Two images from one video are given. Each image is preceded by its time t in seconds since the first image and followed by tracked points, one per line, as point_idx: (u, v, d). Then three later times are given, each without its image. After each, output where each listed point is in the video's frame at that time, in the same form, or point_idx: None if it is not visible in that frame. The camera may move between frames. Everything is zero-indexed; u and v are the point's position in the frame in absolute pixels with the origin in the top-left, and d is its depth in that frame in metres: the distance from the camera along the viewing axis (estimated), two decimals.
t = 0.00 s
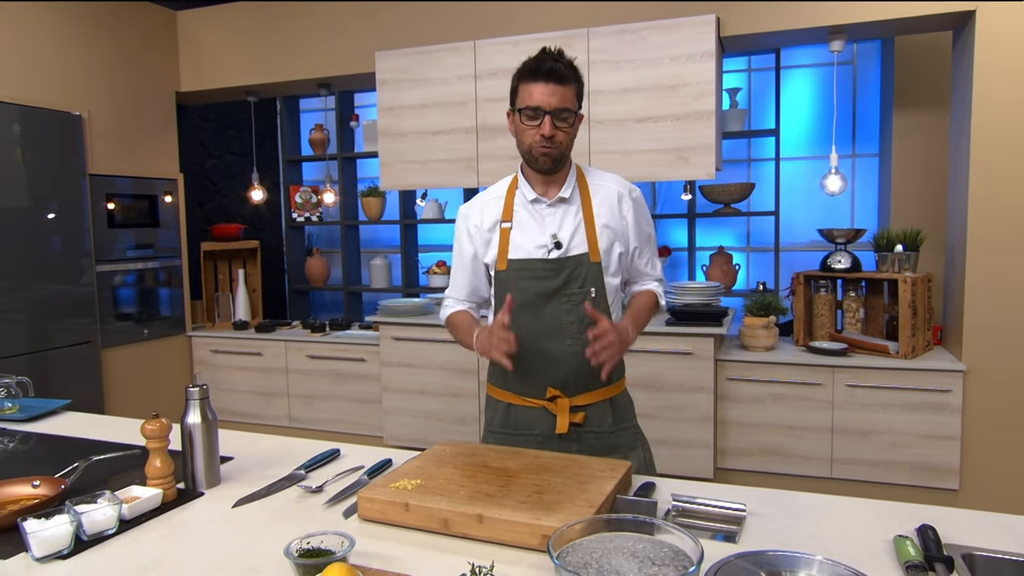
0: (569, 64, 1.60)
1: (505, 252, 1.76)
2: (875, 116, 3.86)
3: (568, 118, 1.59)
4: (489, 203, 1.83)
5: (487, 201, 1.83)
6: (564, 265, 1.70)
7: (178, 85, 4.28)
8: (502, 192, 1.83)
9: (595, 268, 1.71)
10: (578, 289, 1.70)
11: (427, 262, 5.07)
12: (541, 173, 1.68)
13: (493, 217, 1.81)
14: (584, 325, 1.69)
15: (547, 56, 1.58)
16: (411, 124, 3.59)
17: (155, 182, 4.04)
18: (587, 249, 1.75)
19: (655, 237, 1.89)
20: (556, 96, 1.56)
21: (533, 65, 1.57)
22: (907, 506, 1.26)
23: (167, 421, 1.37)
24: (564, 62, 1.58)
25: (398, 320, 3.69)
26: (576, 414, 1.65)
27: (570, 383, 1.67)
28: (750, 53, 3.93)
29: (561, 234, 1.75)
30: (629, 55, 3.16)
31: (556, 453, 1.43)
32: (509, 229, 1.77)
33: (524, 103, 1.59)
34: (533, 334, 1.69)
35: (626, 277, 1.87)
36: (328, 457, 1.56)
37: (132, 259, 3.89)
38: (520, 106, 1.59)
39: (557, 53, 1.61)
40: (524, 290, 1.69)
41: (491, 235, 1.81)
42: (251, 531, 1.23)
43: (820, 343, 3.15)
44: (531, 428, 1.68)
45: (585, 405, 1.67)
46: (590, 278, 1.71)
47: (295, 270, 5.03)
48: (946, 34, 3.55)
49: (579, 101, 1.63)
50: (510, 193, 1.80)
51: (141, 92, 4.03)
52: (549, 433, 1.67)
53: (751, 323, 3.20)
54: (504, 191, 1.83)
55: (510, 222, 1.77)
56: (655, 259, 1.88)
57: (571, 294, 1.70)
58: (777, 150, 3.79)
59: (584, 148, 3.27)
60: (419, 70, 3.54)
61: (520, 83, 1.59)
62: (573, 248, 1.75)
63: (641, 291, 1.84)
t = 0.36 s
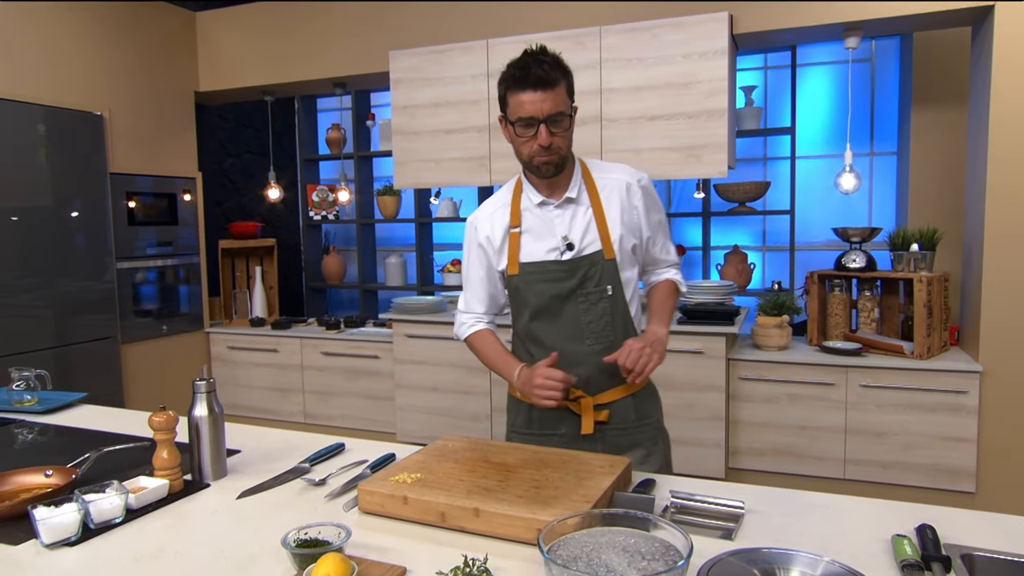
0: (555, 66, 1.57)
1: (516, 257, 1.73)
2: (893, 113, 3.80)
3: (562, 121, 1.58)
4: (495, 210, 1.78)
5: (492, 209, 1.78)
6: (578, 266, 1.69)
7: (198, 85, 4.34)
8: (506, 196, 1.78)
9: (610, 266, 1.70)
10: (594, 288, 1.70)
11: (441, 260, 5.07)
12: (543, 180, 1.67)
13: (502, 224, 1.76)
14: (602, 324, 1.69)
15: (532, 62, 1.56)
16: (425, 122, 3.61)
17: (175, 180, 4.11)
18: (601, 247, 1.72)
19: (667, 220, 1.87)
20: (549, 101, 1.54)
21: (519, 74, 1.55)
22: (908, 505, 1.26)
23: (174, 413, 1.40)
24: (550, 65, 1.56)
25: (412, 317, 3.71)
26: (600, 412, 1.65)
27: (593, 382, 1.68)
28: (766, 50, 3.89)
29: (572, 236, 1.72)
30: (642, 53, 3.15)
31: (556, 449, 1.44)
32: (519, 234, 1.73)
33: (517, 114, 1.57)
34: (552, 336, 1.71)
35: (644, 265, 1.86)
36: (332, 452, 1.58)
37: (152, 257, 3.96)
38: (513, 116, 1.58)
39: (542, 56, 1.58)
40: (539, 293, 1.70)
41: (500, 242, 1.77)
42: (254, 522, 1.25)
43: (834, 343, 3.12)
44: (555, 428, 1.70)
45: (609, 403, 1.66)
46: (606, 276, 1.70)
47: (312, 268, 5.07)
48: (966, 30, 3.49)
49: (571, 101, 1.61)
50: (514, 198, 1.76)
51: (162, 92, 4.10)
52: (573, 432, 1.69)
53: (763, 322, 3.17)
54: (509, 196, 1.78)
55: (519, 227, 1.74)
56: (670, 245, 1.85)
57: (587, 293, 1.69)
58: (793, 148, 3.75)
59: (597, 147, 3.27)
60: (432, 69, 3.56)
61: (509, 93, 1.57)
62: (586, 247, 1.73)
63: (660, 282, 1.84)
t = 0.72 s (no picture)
0: (625, 61, 1.39)
1: (585, 264, 1.55)
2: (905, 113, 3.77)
3: (631, 124, 1.39)
4: (563, 213, 1.60)
5: (560, 211, 1.61)
6: (653, 277, 1.52)
7: (211, 85, 4.40)
8: (574, 198, 1.61)
9: (688, 277, 1.52)
10: (669, 300, 1.52)
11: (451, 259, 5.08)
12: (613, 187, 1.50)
13: (570, 228, 1.59)
14: (678, 339, 1.52)
15: (596, 59, 1.39)
16: (433, 122, 3.64)
17: (188, 179, 4.16)
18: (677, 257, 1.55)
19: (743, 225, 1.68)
20: (613, 103, 1.37)
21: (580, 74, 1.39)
22: (907, 505, 1.25)
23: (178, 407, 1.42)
24: (616, 61, 1.38)
25: (420, 315, 3.74)
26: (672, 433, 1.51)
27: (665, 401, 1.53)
28: (776, 50, 3.88)
29: (647, 245, 1.55)
30: (649, 52, 3.15)
31: (556, 446, 1.44)
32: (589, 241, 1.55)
33: (579, 118, 1.41)
34: (621, 351, 1.54)
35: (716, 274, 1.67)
36: (334, 446, 1.60)
37: (166, 254, 4.01)
38: (576, 120, 1.42)
39: (611, 50, 1.40)
40: (608, 305, 1.53)
41: (568, 248, 1.59)
42: (254, 513, 1.28)
43: (841, 343, 3.11)
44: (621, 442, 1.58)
45: (681, 424, 1.52)
46: (683, 287, 1.52)
47: (323, 266, 5.11)
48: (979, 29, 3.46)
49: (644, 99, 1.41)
50: (583, 201, 1.58)
51: (176, 93, 4.16)
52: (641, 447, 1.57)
53: (771, 322, 3.16)
54: (577, 197, 1.61)
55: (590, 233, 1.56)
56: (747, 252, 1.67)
57: (662, 305, 1.52)
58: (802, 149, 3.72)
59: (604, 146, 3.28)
60: (441, 69, 3.58)
61: (572, 95, 1.41)
62: (662, 257, 1.55)
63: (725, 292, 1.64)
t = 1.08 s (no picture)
0: (694, 52, 1.34)
1: (633, 266, 1.57)
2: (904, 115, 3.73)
3: (691, 120, 1.36)
4: (618, 210, 1.62)
5: (615, 206, 1.62)
6: (703, 288, 1.51)
7: (212, 86, 4.43)
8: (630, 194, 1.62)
9: (742, 289, 1.50)
10: (719, 313, 1.50)
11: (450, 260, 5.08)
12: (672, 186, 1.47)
13: (624, 226, 1.60)
14: (726, 352, 1.51)
15: (660, 47, 1.35)
16: (433, 123, 3.66)
17: (189, 179, 4.18)
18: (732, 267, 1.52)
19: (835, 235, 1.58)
20: (675, 97, 1.33)
21: (644, 62, 1.35)
22: (895, 502, 1.28)
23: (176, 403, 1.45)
24: (684, 51, 1.33)
25: (419, 315, 3.76)
26: (710, 443, 1.51)
27: (706, 412, 1.52)
28: (773, 51, 3.86)
29: (700, 253, 1.54)
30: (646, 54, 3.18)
31: (550, 443, 1.46)
32: (639, 240, 1.56)
33: (639, 108, 1.38)
34: (668, 357, 1.55)
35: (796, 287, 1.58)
36: (330, 442, 1.62)
37: (167, 254, 4.04)
38: (634, 111, 1.39)
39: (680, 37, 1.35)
40: (655, 311, 1.54)
41: (620, 246, 1.60)
42: (250, 507, 1.30)
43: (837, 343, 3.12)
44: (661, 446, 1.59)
45: (720, 434, 1.51)
46: (735, 301, 1.50)
47: (323, 266, 5.13)
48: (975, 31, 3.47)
49: (711, 94, 1.36)
50: (637, 198, 1.59)
51: (178, 93, 4.18)
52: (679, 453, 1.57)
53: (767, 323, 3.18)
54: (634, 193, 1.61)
55: (640, 231, 1.57)
56: (835, 265, 1.56)
57: (711, 317, 1.51)
58: (800, 150, 3.71)
59: (602, 147, 3.30)
60: (441, 71, 3.61)
61: (634, 83, 1.38)
62: (717, 266, 1.54)
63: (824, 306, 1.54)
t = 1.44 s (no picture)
0: (665, 74, 1.26)
1: (613, 280, 1.56)
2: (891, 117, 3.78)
3: (662, 147, 1.29)
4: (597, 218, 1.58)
5: (594, 215, 1.59)
6: (681, 309, 1.49)
7: (203, 85, 4.42)
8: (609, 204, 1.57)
9: (719, 310, 1.48)
10: (699, 331, 1.50)
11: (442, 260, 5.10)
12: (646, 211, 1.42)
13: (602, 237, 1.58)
14: (706, 367, 1.52)
15: (628, 69, 1.27)
16: (424, 123, 3.68)
17: (180, 179, 4.17)
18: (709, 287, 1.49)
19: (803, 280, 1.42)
20: (643, 124, 1.27)
21: (611, 86, 1.28)
22: (877, 494, 1.30)
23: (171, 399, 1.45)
24: (652, 74, 1.26)
25: (410, 314, 3.78)
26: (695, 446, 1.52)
27: (689, 421, 1.55)
28: (762, 53, 3.88)
29: (674, 275, 1.50)
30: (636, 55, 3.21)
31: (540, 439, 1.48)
32: (616, 254, 1.54)
33: (608, 135, 1.31)
34: (648, 371, 1.56)
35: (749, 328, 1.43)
36: (323, 438, 1.64)
37: (157, 254, 4.03)
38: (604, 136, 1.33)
39: (649, 58, 1.28)
40: (634, 328, 1.54)
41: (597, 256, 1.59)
42: (244, 501, 1.32)
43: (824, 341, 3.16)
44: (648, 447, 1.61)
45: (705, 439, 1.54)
46: (713, 320, 1.49)
47: (314, 266, 5.12)
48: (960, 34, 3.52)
49: (681, 118, 1.30)
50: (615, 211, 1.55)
51: (168, 93, 4.18)
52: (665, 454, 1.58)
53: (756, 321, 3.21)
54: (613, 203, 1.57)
55: (618, 246, 1.54)
56: (791, 317, 1.37)
57: (691, 335, 1.51)
58: (789, 150, 3.74)
59: (592, 147, 3.33)
60: (432, 71, 3.63)
61: (603, 108, 1.32)
62: (691, 289, 1.50)
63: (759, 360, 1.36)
